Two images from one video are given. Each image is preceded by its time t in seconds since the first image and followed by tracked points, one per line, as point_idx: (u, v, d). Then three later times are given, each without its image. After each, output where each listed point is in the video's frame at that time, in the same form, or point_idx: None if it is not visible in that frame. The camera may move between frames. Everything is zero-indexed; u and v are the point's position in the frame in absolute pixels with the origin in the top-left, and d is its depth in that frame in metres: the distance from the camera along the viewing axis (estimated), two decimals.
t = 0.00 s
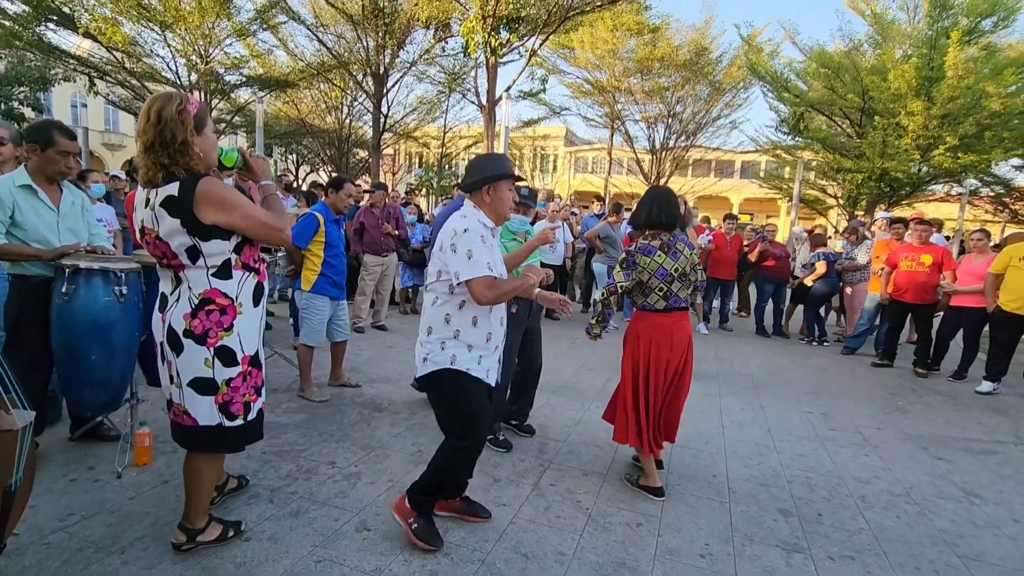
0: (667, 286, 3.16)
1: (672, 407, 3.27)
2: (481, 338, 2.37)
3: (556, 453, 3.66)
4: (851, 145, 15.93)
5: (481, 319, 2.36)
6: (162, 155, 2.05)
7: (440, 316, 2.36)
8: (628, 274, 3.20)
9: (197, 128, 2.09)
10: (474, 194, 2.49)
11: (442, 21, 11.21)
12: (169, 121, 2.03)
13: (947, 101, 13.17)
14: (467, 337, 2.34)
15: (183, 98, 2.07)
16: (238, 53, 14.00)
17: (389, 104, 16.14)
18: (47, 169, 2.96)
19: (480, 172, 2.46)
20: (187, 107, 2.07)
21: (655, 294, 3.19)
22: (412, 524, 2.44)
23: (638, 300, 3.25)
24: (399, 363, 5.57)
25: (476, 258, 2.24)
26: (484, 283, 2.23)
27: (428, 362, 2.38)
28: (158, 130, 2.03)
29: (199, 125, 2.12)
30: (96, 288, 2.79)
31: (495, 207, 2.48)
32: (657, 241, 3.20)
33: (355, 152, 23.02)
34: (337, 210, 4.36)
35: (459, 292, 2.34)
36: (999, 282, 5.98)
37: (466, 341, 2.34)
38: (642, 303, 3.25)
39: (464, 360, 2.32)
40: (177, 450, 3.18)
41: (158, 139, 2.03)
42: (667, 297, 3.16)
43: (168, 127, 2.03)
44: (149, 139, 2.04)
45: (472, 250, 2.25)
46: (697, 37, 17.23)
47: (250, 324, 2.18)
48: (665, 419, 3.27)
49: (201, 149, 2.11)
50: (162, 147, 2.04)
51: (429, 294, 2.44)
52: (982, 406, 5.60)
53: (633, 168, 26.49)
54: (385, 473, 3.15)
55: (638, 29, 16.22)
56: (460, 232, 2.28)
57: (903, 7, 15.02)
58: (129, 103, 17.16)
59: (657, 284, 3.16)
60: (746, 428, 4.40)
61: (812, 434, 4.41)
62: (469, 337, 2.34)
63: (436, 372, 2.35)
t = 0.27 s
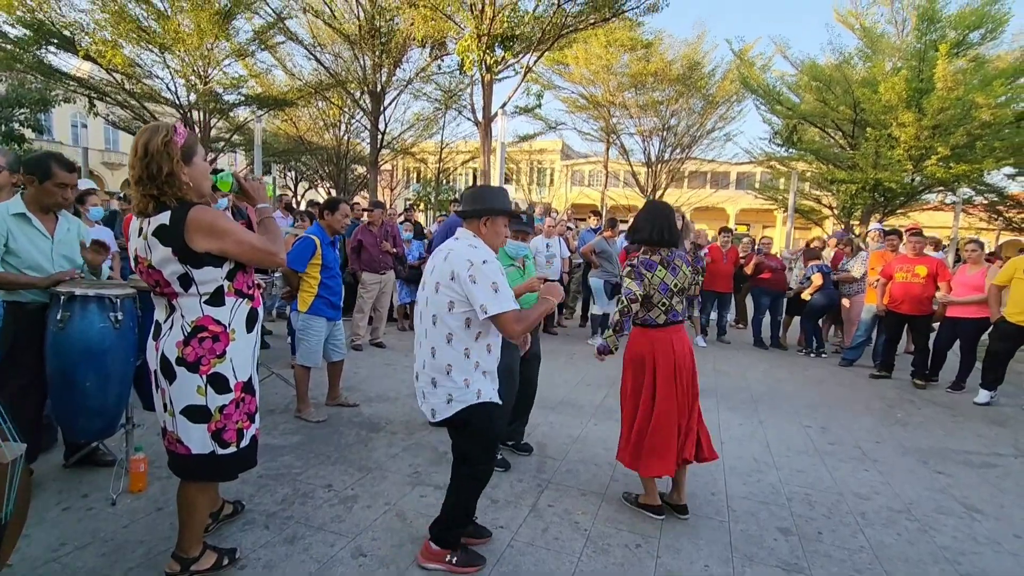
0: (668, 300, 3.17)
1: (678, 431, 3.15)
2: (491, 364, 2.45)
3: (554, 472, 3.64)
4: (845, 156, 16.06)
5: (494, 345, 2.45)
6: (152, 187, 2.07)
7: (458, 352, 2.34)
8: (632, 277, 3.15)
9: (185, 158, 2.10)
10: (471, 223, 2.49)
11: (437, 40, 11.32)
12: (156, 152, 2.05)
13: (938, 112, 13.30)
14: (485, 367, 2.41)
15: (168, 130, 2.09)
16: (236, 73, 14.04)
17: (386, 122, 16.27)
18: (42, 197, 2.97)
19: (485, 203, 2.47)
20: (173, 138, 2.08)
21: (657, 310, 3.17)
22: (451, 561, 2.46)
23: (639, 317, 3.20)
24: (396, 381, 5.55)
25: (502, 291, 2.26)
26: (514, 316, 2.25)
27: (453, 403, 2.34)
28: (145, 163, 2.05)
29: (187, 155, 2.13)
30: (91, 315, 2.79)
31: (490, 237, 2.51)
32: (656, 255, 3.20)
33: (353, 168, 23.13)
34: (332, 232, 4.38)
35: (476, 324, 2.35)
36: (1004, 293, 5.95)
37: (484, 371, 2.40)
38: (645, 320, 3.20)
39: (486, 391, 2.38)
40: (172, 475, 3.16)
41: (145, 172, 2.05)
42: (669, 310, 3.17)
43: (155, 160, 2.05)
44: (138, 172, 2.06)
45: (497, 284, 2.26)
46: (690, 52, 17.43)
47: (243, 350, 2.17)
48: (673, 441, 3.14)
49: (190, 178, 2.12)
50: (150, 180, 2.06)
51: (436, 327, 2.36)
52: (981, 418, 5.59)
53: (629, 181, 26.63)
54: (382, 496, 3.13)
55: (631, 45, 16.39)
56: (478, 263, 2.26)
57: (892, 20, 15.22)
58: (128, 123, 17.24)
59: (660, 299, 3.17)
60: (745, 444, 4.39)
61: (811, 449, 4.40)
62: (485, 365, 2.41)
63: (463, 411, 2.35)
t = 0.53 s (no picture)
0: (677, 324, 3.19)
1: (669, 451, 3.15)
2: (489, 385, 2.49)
3: (554, 490, 3.64)
4: (842, 166, 16.14)
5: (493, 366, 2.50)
6: (148, 218, 2.11)
7: (465, 372, 2.36)
8: (649, 312, 3.13)
9: (179, 188, 2.14)
10: (482, 246, 2.51)
11: (436, 57, 11.43)
12: (149, 183, 2.10)
13: (934, 122, 13.38)
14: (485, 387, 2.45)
15: (162, 161, 2.13)
16: (238, 91, 14.22)
17: (385, 138, 16.40)
18: (44, 223, 3.01)
19: (495, 226, 2.49)
20: (167, 168, 2.12)
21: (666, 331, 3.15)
22: None
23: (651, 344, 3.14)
24: (397, 398, 5.55)
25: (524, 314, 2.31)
26: (535, 337, 2.27)
27: (456, 423, 2.34)
28: (140, 195, 2.10)
29: (181, 184, 2.16)
30: (91, 339, 2.81)
31: (496, 262, 2.55)
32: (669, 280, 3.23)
33: (353, 184, 23.25)
34: (332, 252, 4.41)
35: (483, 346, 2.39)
36: (1010, 305, 5.91)
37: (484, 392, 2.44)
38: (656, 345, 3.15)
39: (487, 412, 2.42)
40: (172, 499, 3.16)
41: (140, 204, 2.10)
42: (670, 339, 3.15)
43: (150, 192, 2.10)
44: (134, 203, 2.11)
45: (520, 307, 2.30)
46: (687, 65, 17.60)
47: (240, 375, 2.18)
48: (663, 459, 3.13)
49: (185, 207, 2.15)
50: (145, 212, 2.11)
51: (448, 348, 2.35)
52: (983, 430, 5.57)
53: (628, 193, 26.73)
54: (383, 517, 3.13)
55: (628, 59, 16.53)
56: (500, 288, 2.31)
57: (886, 32, 15.37)
58: (130, 142, 17.38)
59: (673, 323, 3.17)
60: (746, 459, 4.39)
61: (813, 464, 4.38)
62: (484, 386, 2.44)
63: (462, 431, 2.35)
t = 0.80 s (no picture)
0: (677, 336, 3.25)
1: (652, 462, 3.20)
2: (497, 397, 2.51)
3: (557, 499, 3.64)
4: (841, 169, 16.17)
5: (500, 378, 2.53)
6: (149, 236, 2.14)
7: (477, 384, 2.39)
8: (654, 316, 3.23)
9: (178, 205, 2.16)
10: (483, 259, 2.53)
11: (435, 66, 11.50)
12: (148, 202, 2.13)
13: (932, 125, 13.42)
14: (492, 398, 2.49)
15: (160, 179, 2.15)
16: (239, 101, 14.31)
17: (385, 146, 16.46)
18: (48, 240, 3.04)
19: (496, 239, 2.51)
20: (166, 185, 2.14)
21: (667, 337, 3.22)
22: None
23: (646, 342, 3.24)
24: (399, 407, 5.56)
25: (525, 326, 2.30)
26: (535, 349, 2.27)
27: (469, 434, 2.36)
28: (140, 213, 2.13)
29: (180, 202, 2.18)
30: (96, 354, 2.83)
31: (498, 274, 2.56)
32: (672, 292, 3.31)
33: (354, 191, 23.32)
34: (332, 263, 4.43)
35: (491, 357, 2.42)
36: (1011, 308, 5.91)
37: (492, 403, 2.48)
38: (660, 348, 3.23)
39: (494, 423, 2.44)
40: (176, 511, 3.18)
41: (140, 222, 2.13)
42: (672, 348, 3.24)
43: (150, 210, 2.12)
44: (134, 222, 2.14)
45: (520, 319, 2.30)
46: (684, 71, 17.68)
47: (240, 390, 2.20)
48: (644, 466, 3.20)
49: (185, 223, 2.17)
50: (145, 230, 2.14)
51: (453, 361, 2.36)
52: (986, 434, 5.57)
53: (628, 198, 26.78)
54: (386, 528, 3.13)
55: (626, 65, 16.60)
56: (501, 300, 2.32)
57: (883, 36, 15.44)
58: (132, 152, 17.45)
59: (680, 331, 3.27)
60: (747, 466, 4.39)
61: (815, 470, 4.39)
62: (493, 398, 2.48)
63: (476, 441, 2.38)
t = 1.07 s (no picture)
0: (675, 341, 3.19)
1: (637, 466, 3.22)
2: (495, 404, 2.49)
3: (558, 503, 3.63)
4: (838, 166, 16.19)
5: (498, 386, 2.51)
6: (143, 245, 2.15)
7: (464, 390, 2.39)
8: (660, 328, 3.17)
9: (172, 213, 2.16)
10: (483, 261, 2.53)
11: (431, 68, 11.48)
12: (141, 212, 2.13)
13: (928, 122, 13.44)
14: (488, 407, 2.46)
15: (153, 188, 2.16)
16: (235, 104, 14.30)
17: (382, 148, 16.44)
18: (44, 250, 3.02)
19: (496, 242, 2.51)
20: (159, 195, 2.15)
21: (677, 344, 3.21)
22: None
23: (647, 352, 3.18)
24: (398, 411, 5.56)
25: (522, 330, 2.30)
26: (537, 352, 2.29)
27: (452, 441, 2.37)
28: (133, 223, 2.13)
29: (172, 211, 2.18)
30: (94, 362, 2.82)
31: (499, 276, 2.56)
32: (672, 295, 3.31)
33: (351, 194, 23.30)
34: (331, 268, 4.43)
35: (485, 365, 2.41)
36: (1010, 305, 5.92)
37: (489, 412, 2.46)
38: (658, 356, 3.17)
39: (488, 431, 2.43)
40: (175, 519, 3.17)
41: (133, 232, 2.14)
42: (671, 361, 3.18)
43: (145, 219, 2.14)
44: (129, 232, 2.15)
45: (518, 324, 2.30)
46: (680, 70, 17.70)
47: (237, 400, 2.19)
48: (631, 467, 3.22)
49: (180, 232, 2.17)
50: (138, 240, 2.14)
51: (448, 364, 2.39)
52: (986, 431, 5.57)
53: (626, 197, 26.78)
54: (386, 533, 3.13)
55: (622, 65, 16.60)
56: (496, 304, 2.32)
57: (878, 33, 15.47)
58: (128, 157, 17.42)
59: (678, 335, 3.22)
60: (748, 466, 4.40)
61: (815, 469, 4.39)
62: (489, 406, 2.46)
63: (461, 450, 2.37)
